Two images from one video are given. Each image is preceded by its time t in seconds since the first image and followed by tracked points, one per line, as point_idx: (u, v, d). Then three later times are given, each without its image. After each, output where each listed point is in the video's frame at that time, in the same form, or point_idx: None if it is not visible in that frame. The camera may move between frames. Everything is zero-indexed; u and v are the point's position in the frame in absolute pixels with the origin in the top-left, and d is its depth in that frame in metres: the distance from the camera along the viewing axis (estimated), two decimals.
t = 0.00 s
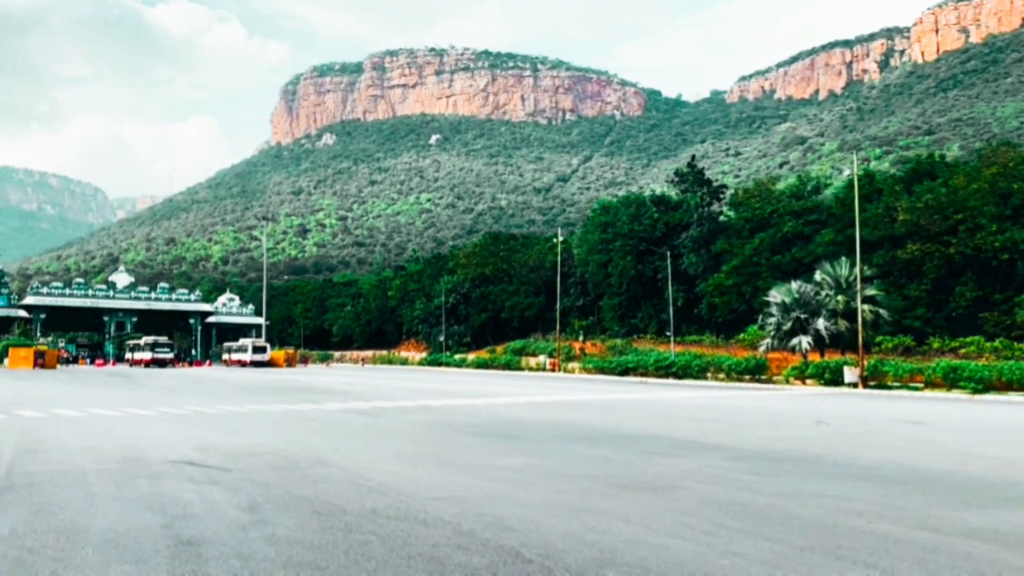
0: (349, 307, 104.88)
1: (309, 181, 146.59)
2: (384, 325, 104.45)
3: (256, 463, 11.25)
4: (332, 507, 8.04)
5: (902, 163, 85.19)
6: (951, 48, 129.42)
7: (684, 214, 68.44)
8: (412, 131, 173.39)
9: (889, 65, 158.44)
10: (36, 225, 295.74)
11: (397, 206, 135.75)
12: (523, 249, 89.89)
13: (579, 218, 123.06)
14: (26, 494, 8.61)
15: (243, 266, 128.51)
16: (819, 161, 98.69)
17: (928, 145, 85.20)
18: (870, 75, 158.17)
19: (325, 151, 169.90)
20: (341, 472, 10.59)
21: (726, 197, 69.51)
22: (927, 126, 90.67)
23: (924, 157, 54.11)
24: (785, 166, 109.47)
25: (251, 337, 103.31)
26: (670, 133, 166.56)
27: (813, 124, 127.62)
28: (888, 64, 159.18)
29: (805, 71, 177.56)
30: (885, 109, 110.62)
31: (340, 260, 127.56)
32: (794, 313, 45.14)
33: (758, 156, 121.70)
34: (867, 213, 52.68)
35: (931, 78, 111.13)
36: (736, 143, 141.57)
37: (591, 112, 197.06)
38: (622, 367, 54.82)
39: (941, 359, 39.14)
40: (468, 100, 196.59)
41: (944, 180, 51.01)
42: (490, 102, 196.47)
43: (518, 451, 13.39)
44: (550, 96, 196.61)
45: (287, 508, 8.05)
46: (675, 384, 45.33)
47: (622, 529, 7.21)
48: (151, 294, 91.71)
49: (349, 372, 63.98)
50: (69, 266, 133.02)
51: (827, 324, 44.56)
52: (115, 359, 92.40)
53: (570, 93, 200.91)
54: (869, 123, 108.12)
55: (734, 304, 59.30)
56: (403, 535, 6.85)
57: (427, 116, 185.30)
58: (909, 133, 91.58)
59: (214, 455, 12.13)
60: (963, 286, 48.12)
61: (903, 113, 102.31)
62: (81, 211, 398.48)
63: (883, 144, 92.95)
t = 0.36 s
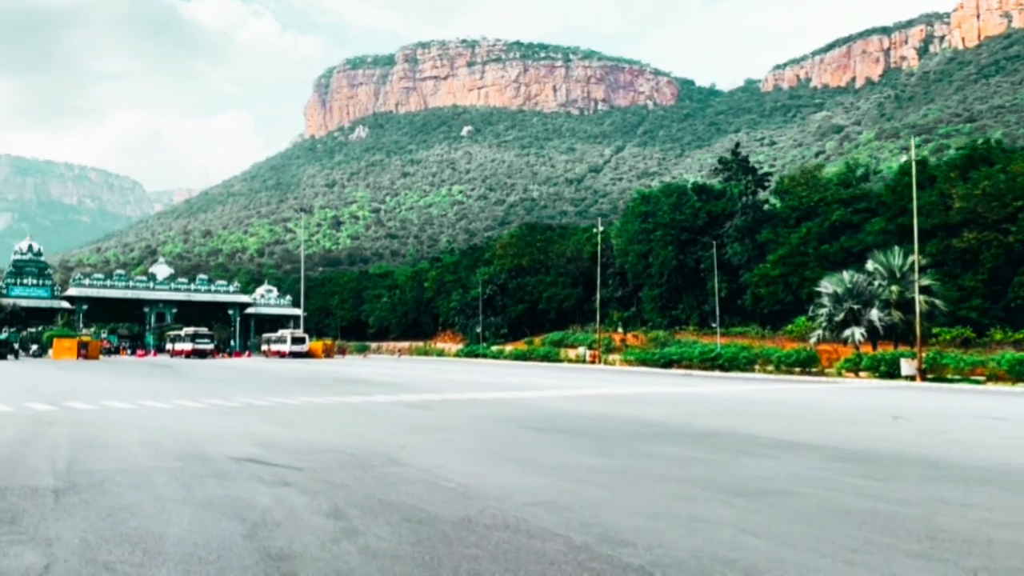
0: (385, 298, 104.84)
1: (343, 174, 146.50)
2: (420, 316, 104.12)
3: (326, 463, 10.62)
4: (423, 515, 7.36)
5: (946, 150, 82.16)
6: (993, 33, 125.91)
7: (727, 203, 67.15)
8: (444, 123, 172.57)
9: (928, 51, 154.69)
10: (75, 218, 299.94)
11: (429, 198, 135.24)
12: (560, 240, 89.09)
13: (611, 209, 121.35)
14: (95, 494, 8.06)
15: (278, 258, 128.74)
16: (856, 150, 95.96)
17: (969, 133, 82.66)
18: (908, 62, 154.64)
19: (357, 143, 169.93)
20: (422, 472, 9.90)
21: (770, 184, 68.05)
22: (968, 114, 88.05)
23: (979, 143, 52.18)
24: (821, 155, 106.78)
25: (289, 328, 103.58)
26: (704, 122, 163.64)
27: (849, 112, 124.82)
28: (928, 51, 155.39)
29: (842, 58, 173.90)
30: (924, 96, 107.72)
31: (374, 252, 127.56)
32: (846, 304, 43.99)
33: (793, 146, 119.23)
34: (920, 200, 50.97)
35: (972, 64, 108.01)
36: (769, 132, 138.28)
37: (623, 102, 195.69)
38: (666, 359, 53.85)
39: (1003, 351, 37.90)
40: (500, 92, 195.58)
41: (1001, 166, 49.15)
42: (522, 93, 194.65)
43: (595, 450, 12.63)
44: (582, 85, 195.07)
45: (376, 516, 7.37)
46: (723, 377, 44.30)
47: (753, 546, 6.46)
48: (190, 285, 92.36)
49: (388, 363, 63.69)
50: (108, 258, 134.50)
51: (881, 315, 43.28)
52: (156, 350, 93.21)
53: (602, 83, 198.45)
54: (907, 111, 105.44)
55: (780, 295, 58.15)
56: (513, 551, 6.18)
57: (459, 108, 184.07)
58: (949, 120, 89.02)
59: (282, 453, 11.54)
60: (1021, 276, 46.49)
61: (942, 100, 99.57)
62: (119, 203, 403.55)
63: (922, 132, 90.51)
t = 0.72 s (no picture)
0: (421, 290, 104.50)
1: (375, 166, 146.24)
2: (456, 308, 103.53)
3: (397, 464, 9.80)
4: (525, 529, 6.52)
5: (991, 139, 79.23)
6: None
7: (773, 192, 65.71)
8: (476, 115, 170.79)
9: (972, 36, 150.39)
10: (113, 211, 303.60)
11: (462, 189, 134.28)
12: (599, 232, 88.06)
13: (645, 200, 119.44)
14: (159, 500, 7.31)
15: (312, 250, 129.03)
16: (896, 139, 93.18)
17: (1016, 121, 79.77)
18: (950, 49, 150.82)
19: (390, 135, 169.39)
20: (504, 475, 9.04)
21: (818, 173, 66.57)
22: (1014, 101, 85.09)
23: None
24: (860, 144, 103.96)
25: (325, 320, 103.58)
26: (739, 113, 159.29)
27: (889, 101, 121.53)
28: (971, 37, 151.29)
29: (881, 45, 170.21)
30: (969, 84, 104.38)
31: (407, 244, 127.25)
32: (903, 296, 42.42)
33: (830, 135, 116.38)
34: (978, 189, 49.18)
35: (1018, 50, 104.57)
36: (805, 122, 134.64)
37: (656, 91, 192.15)
38: (711, 352, 52.64)
39: None
40: (532, 83, 193.86)
41: None
42: (554, 84, 192.23)
43: (677, 450, 11.73)
44: (615, 76, 191.40)
45: (473, 530, 6.52)
46: (772, 371, 43.00)
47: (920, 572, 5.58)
48: (228, 276, 92.69)
49: (425, 354, 63.14)
50: (146, 251, 135.64)
51: (939, 307, 41.77)
52: (194, 341, 93.72)
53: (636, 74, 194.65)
54: (950, 99, 102.27)
55: (828, 286, 56.90)
56: None
57: (490, 99, 182.04)
58: (994, 109, 86.11)
59: (347, 452, 10.75)
60: None
61: (987, 88, 96.41)
62: (156, 196, 407.95)
63: (967, 120, 87.74)
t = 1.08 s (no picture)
0: (461, 282, 103.95)
1: (412, 159, 145.44)
2: (496, 301, 102.69)
3: (485, 472, 8.84)
4: (665, 557, 5.58)
5: None
6: None
7: (826, 181, 64.02)
8: (512, 107, 167.86)
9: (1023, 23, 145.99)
10: (155, 202, 307.15)
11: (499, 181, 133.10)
12: (643, 223, 86.61)
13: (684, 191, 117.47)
14: (238, 515, 6.48)
15: (351, 242, 129.07)
16: (945, 128, 90.08)
17: None
18: (1000, 36, 146.99)
19: (426, 128, 168.53)
20: (612, 488, 8.06)
21: (874, 161, 65.08)
22: None
23: None
24: (905, 134, 100.77)
25: (365, 312, 103.49)
26: (778, 104, 154.17)
27: (935, 90, 117.77)
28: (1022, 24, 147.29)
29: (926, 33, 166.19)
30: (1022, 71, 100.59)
31: (445, 237, 126.70)
32: (971, 288, 40.59)
33: (873, 126, 113.08)
34: None
35: None
36: (848, 112, 130.43)
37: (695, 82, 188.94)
38: (765, 346, 51.12)
39: None
40: (569, 74, 191.82)
41: None
42: (591, 75, 189.13)
43: (781, 455, 10.69)
44: (653, 66, 185.64)
45: (603, 558, 5.55)
46: (830, 366, 41.43)
47: None
48: (270, 268, 92.75)
49: (467, 348, 62.30)
50: (188, 243, 136.79)
51: (1010, 300, 39.89)
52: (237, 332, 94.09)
53: (674, 64, 190.88)
54: (1002, 87, 98.68)
55: (887, 277, 55.56)
56: None
57: (526, 91, 179.53)
58: None
59: (426, 455, 9.85)
60: None
61: None
62: (197, 188, 411.84)
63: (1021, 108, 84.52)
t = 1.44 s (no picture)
0: (488, 277, 103.34)
1: (437, 154, 144.94)
2: (524, 296, 101.97)
3: (556, 482, 8.09)
4: None
5: None
6: None
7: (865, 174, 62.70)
8: (538, 102, 166.43)
9: None
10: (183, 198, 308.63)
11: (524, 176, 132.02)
12: (674, 216, 85.38)
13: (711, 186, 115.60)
14: (300, 534, 5.82)
15: (376, 238, 128.93)
16: (982, 120, 87.39)
17: None
18: None
19: (451, 123, 167.60)
20: (701, 501, 7.29)
21: (915, 153, 63.55)
22: None
23: None
24: (938, 127, 97.90)
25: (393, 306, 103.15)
26: (808, 98, 150.96)
27: (968, 82, 114.43)
28: None
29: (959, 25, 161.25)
30: None
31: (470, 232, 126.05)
32: (1021, 283, 39.44)
33: (905, 119, 110.24)
34: None
35: None
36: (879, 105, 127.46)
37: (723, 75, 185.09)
38: (804, 343, 49.96)
39: None
40: (595, 68, 189.28)
41: None
42: (617, 69, 186.71)
43: (869, 463, 9.85)
44: (679, 59, 184.29)
45: None
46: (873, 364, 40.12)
47: None
48: (299, 263, 92.69)
49: (497, 343, 61.54)
50: (217, 238, 137.45)
51: None
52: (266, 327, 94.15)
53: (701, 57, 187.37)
54: None
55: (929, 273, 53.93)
56: None
57: (552, 86, 177.54)
58: None
59: (488, 461, 9.12)
60: None
61: None
62: (226, 184, 413.75)
63: None
